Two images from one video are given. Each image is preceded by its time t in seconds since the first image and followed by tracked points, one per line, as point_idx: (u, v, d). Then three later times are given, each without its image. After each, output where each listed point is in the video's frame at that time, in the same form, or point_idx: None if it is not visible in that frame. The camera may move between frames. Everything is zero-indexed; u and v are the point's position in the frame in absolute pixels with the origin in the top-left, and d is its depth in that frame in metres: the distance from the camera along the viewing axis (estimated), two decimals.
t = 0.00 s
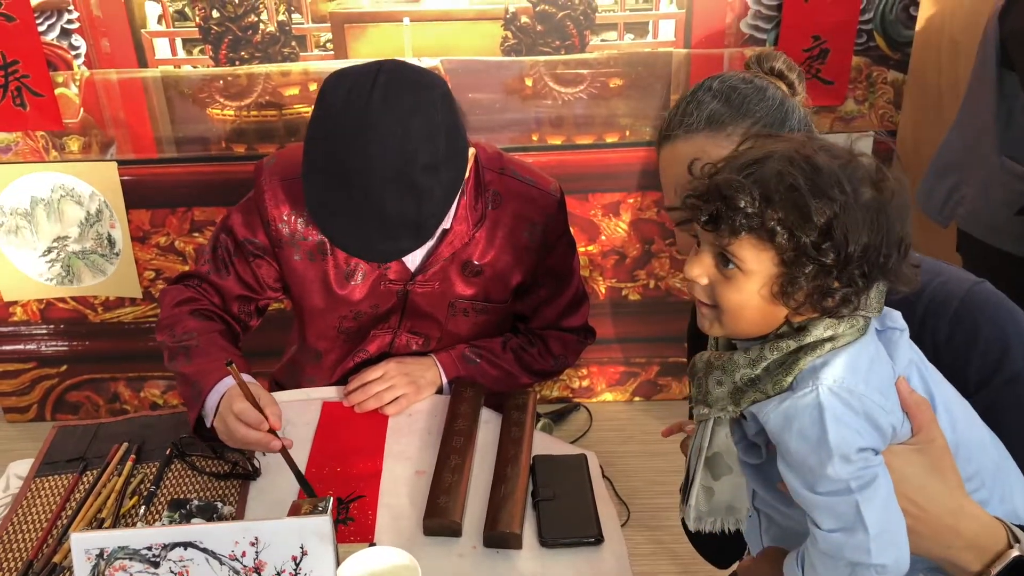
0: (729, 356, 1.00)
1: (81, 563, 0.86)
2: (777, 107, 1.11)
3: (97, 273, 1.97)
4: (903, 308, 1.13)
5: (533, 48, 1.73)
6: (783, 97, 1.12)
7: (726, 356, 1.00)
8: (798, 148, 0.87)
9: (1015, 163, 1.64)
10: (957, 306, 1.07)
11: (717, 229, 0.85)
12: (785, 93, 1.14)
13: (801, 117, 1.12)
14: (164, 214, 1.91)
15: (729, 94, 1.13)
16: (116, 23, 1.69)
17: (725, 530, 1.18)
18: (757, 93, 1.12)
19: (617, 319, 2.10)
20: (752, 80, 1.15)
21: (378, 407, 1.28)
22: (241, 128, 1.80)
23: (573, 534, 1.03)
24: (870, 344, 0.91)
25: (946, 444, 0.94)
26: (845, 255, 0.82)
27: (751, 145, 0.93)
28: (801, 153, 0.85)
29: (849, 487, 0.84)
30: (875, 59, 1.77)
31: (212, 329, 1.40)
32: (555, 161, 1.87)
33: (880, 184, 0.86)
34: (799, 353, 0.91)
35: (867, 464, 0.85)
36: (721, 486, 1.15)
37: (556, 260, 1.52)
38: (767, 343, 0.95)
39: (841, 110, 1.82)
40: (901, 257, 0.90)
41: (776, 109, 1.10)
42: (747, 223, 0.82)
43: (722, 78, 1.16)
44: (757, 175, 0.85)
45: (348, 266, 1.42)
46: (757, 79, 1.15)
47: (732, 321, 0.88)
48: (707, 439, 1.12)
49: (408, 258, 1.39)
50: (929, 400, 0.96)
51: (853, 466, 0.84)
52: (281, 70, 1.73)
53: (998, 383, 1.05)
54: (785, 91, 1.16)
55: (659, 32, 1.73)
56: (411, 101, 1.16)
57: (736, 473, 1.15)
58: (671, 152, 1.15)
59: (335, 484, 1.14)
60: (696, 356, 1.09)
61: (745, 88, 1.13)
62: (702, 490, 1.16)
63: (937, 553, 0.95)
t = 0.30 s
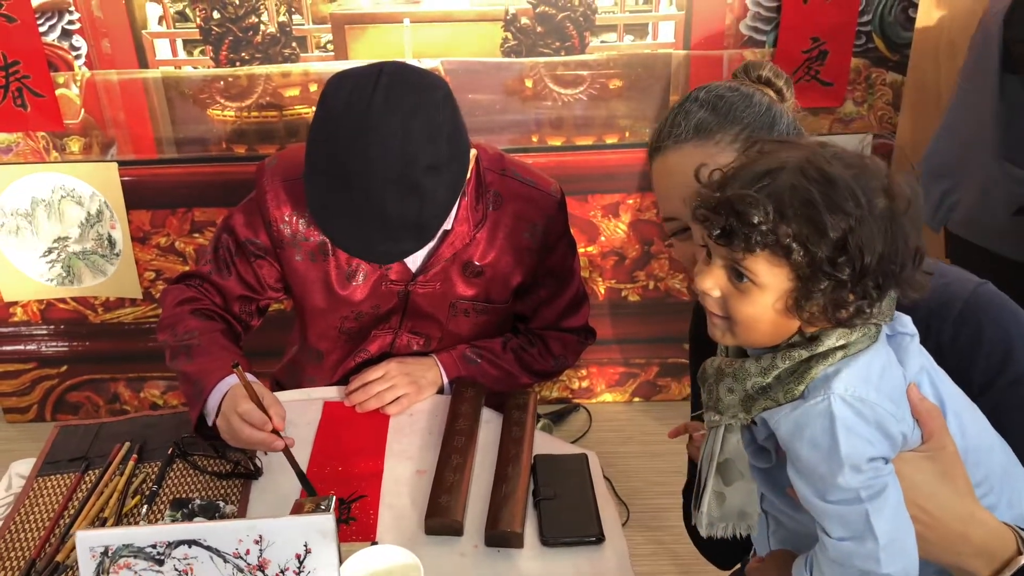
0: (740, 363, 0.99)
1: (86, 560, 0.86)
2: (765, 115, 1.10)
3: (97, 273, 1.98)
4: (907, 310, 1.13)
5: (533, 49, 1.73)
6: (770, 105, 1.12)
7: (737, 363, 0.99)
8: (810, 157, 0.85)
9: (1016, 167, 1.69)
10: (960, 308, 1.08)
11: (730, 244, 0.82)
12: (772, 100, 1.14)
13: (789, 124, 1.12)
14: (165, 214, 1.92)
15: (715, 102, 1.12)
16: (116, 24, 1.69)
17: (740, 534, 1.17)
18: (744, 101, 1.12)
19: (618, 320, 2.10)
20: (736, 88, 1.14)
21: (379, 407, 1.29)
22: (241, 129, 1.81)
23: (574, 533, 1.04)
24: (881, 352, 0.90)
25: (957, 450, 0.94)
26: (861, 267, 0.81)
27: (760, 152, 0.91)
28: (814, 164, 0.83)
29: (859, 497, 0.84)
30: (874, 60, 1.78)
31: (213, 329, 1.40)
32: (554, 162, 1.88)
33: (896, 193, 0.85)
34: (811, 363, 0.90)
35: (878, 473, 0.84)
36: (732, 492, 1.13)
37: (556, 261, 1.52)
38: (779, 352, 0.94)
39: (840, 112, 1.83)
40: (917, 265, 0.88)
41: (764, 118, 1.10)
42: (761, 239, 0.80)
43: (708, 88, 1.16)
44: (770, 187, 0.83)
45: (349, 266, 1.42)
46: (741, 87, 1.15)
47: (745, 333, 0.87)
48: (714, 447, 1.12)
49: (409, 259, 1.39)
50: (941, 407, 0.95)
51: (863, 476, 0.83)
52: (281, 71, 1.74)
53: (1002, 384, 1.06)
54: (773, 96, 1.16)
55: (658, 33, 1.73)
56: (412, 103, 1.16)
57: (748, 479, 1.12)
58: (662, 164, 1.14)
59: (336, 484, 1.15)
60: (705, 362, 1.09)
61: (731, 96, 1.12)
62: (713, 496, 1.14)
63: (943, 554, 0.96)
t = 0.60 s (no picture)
0: (750, 366, 0.98)
1: (94, 556, 0.87)
2: (761, 121, 1.11)
3: (101, 273, 1.98)
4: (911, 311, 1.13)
5: (537, 49, 1.74)
6: (766, 110, 1.12)
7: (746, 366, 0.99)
8: (819, 161, 0.85)
9: None
10: (964, 308, 1.09)
11: (740, 250, 0.82)
12: (767, 105, 1.15)
13: (784, 128, 1.13)
14: (168, 214, 1.92)
15: (709, 110, 1.13)
16: (120, 24, 1.70)
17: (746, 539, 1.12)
18: (738, 107, 1.12)
19: (620, 320, 2.11)
20: (729, 94, 1.15)
21: (383, 406, 1.29)
22: (244, 128, 1.81)
23: (578, 531, 1.04)
24: (891, 354, 0.90)
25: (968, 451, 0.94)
26: (873, 271, 0.81)
27: (766, 155, 0.91)
28: (823, 168, 0.83)
29: (871, 499, 0.84)
30: (876, 61, 1.78)
31: (219, 327, 1.41)
32: (557, 163, 1.88)
33: (907, 195, 0.85)
34: (822, 365, 0.90)
35: (890, 476, 0.85)
36: (744, 495, 1.08)
37: (560, 260, 1.52)
38: (789, 355, 0.93)
39: (843, 112, 1.83)
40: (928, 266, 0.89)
41: (760, 124, 1.11)
42: (772, 245, 0.80)
43: (701, 95, 1.16)
44: (779, 191, 0.83)
45: (353, 265, 1.43)
46: (736, 93, 1.15)
47: (755, 337, 0.87)
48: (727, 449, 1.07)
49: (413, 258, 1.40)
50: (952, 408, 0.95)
51: (875, 478, 0.84)
52: (285, 71, 1.74)
53: (1007, 383, 1.07)
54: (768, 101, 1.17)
55: (661, 34, 1.74)
56: (417, 103, 1.17)
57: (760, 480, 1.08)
58: (660, 172, 1.14)
59: (340, 481, 1.15)
60: (715, 365, 1.07)
61: (726, 103, 1.13)
62: (723, 498, 1.10)
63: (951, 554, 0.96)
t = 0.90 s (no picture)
0: (751, 362, 0.99)
1: (91, 555, 0.87)
2: (761, 117, 1.11)
3: (101, 273, 1.98)
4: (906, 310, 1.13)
5: (535, 50, 1.74)
6: (765, 108, 1.13)
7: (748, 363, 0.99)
8: (817, 155, 0.85)
9: None
10: (958, 307, 1.09)
11: (740, 244, 0.82)
12: (767, 103, 1.15)
13: (784, 125, 1.13)
14: (168, 214, 1.93)
15: (711, 107, 1.13)
16: (120, 24, 1.70)
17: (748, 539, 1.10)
18: (738, 104, 1.12)
19: (619, 320, 2.11)
20: (729, 92, 1.15)
21: (381, 405, 1.29)
22: (244, 129, 1.81)
23: (575, 530, 1.04)
24: (893, 348, 0.91)
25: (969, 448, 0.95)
26: (873, 262, 0.82)
27: (764, 151, 0.91)
28: (821, 161, 0.84)
29: (877, 493, 0.84)
30: (874, 61, 1.78)
31: (218, 326, 1.41)
32: (555, 163, 1.89)
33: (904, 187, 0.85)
34: (825, 360, 0.90)
35: (895, 469, 0.85)
36: (746, 493, 1.07)
37: (557, 260, 1.53)
38: (791, 351, 0.94)
39: (841, 112, 1.84)
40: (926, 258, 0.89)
41: (760, 120, 1.11)
42: (772, 237, 0.80)
43: (702, 91, 1.16)
44: (778, 184, 0.83)
45: (351, 265, 1.43)
46: (735, 91, 1.16)
47: (755, 332, 0.86)
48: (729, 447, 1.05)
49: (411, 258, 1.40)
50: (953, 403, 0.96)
51: (881, 472, 0.84)
52: (284, 72, 1.75)
53: (1001, 382, 1.07)
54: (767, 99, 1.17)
55: (659, 34, 1.74)
56: (414, 103, 1.17)
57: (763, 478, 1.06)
58: (661, 169, 1.14)
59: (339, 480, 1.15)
60: (714, 364, 1.08)
61: (726, 100, 1.13)
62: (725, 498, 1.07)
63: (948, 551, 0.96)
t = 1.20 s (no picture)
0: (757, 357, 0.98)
1: (91, 553, 0.87)
2: (769, 109, 1.12)
3: (101, 274, 1.99)
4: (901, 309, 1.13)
5: (534, 51, 1.74)
6: (773, 102, 1.13)
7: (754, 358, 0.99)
8: (824, 145, 0.86)
9: None
10: (954, 306, 1.09)
11: (749, 231, 0.82)
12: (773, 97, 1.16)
13: (790, 119, 1.14)
14: (168, 216, 1.93)
15: (719, 99, 1.13)
16: (119, 26, 1.71)
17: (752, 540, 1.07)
18: (745, 96, 1.13)
19: (618, 320, 2.11)
20: (737, 85, 1.16)
21: (381, 406, 1.29)
22: (243, 130, 1.82)
23: (574, 530, 1.04)
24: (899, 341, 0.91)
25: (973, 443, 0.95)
26: (881, 250, 0.82)
27: (771, 142, 0.91)
28: (828, 150, 0.84)
29: (892, 485, 0.84)
30: (873, 61, 1.78)
31: (217, 327, 1.42)
32: (554, 164, 1.89)
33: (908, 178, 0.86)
34: (834, 353, 0.90)
35: (909, 461, 0.85)
36: (753, 494, 1.03)
37: (556, 260, 1.53)
38: (800, 343, 0.93)
39: (839, 113, 1.84)
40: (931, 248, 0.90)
41: (767, 112, 1.11)
42: (782, 223, 0.80)
43: (709, 84, 1.17)
44: (786, 172, 0.83)
45: (350, 266, 1.43)
46: (743, 84, 1.16)
47: (762, 323, 0.86)
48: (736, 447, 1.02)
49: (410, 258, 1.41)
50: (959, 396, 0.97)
51: (896, 463, 0.84)
52: (284, 74, 1.75)
53: (998, 378, 1.08)
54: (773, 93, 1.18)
55: (658, 35, 1.74)
56: (414, 105, 1.17)
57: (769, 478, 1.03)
58: (667, 160, 1.14)
59: (338, 480, 1.15)
60: (715, 362, 1.08)
61: (734, 92, 1.14)
62: (733, 501, 1.04)
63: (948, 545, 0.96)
